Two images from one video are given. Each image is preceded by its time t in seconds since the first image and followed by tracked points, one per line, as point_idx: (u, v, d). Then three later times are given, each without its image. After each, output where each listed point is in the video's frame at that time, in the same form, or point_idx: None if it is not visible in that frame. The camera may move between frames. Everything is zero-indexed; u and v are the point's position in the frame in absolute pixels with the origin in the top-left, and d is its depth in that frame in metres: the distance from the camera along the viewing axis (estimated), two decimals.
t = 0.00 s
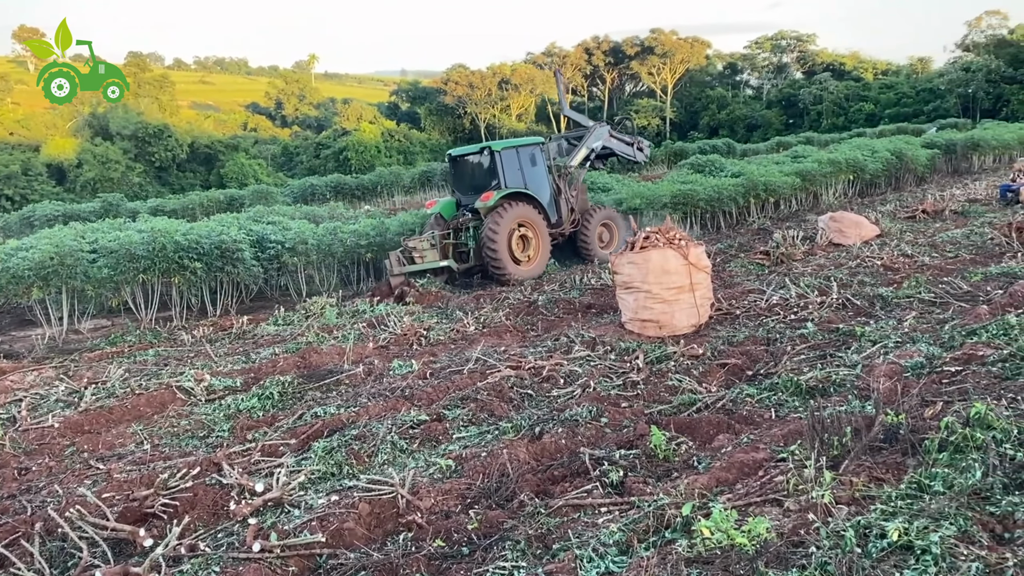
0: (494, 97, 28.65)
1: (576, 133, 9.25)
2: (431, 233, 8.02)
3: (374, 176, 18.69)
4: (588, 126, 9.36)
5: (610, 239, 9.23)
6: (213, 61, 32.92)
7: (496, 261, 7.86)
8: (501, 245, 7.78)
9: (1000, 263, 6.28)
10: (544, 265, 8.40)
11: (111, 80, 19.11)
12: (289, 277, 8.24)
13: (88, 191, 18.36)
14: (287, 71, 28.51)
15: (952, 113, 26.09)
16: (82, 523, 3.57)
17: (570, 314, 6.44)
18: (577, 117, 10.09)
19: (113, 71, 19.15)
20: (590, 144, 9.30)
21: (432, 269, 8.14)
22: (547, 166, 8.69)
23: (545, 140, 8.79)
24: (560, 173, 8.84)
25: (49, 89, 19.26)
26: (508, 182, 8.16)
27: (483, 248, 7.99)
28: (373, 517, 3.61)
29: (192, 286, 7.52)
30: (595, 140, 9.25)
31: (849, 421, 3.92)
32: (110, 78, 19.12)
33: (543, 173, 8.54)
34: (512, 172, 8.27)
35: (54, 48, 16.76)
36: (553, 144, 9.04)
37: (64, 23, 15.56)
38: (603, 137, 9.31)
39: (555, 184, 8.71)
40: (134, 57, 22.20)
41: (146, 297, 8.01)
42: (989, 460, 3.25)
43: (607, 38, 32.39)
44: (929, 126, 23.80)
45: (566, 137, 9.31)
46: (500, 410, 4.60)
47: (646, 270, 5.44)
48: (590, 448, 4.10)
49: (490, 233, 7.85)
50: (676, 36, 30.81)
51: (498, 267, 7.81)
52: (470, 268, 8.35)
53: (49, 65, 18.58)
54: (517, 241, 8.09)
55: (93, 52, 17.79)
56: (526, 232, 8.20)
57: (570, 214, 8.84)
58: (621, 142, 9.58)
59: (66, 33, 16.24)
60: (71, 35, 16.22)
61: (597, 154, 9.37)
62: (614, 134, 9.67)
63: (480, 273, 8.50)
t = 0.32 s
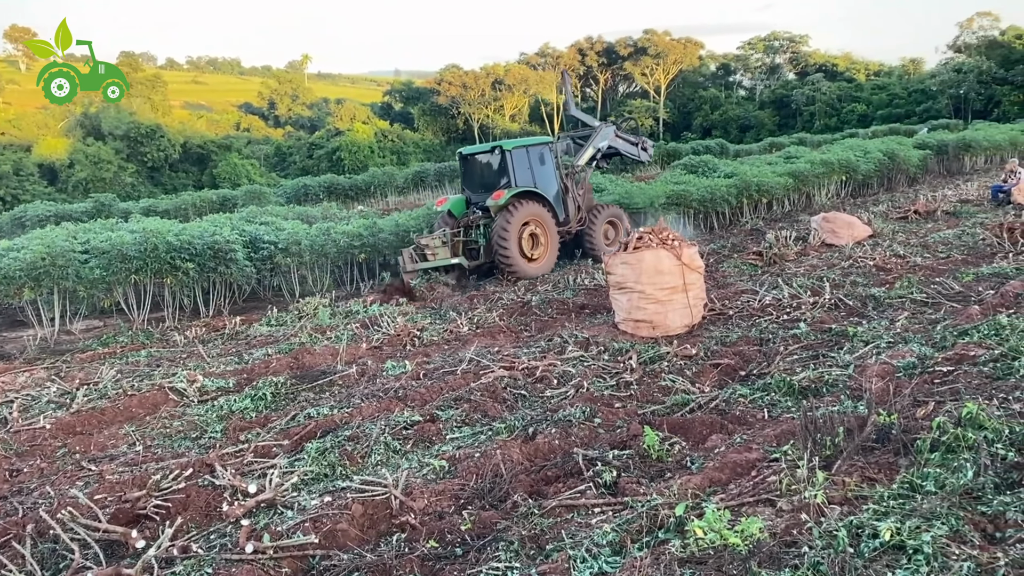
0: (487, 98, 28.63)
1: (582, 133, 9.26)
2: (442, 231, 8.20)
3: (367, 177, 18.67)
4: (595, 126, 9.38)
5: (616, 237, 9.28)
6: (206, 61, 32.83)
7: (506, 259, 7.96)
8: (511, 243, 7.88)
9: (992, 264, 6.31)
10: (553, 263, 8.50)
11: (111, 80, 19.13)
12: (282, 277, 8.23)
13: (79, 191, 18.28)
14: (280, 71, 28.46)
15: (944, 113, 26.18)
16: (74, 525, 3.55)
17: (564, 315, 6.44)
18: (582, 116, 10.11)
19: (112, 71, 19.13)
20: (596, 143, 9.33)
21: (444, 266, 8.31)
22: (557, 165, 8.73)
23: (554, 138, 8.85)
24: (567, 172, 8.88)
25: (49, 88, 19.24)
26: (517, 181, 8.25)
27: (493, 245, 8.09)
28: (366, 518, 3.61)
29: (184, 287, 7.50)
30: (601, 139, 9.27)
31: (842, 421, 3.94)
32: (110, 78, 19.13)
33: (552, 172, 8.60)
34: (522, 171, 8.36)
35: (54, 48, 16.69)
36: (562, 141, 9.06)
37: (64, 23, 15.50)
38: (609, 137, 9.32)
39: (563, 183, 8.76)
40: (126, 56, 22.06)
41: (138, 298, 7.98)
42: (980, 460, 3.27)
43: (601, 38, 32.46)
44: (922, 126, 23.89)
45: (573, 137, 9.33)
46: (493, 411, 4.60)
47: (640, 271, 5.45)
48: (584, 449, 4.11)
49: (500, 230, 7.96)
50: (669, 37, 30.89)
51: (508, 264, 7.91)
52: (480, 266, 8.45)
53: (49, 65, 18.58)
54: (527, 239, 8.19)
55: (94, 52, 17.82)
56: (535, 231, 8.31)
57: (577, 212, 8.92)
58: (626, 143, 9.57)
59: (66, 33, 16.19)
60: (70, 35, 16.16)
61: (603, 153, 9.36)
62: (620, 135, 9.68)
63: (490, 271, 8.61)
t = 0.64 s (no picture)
0: (481, 98, 28.60)
1: (590, 132, 9.48)
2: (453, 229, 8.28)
3: (361, 177, 18.65)
4: (601, 125, 9.58)
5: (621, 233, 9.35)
6: (199, 61, 32.82)
7: (517, 258, 8.02)
8: (523, 242, 7.94)
9: (983, 264, 6.33)
10: (561, 261, 8.59)
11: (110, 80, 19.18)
12: (275, 278, 8.20)
13: (72, 192, 18.22)
14: (273, 71, 28.41)
15: (936, 114, 26.26)
16: (66, 526, 3.54)
17: (558, 315, 6.44)
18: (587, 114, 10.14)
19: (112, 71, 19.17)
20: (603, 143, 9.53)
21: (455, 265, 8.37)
22: (565, 164, 8.83)
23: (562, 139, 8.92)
24: (575, 172, 8.95)
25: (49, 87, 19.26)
26: (528, 181, 8.31)
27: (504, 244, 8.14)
28: (359, 519, 3.60)
29: (177, 288, 7.48)
30: (608, 140, 9.48)
31: (835, 421, 3.95)
32: (110, 78, 19.18)
33: (560, 171, 8.70)
34: (532, 171, 8.42)
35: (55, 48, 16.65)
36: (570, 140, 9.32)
37: (65, 23, 15.43)
38: (615, 137, 9.53)
39: (571, 182, 8.85)
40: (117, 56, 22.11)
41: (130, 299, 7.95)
42: (972, 460, 3.29)
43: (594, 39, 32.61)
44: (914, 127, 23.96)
45: (580, 136, 9.55)
46: (487, 412, 4.60)
47: (633, 271, 5.45)
48: (577, 449, 4.11)
49: (512, 230, 8.02)
50: (663, 38, 30.95)
51: (519, 263, 7.98)
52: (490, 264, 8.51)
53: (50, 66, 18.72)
54: (537, 237, 8.26)
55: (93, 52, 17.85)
56: (543, 229, 8.39)
57: (584, 211, 8.99)
58: (632, 143, 9.76)
59: (65, 34, 16.21)
60: (70, 35, 16.12)
61: (610, 154, 9.58)
62: (626, 135, 9.88)
63: (499, 268, 8.66)
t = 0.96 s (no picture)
0: (474, 99, 28.58)
1: (597, 133, 9.44)
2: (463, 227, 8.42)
3: (353, 179, 18.63)
4: (608, 126, 9.51)
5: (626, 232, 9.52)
6: (191, 62, 32.80)
7: (525, 256, 8.17)
8: (530, 241, 8.09)
9: (973, 265, 6.35)
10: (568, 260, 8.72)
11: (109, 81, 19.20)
12: (267, 279, 8.18)
13: (62, 193, 18.13)
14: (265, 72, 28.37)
15: (927, 116, 26.38)
16: (56, 529, 3.52)
17: (550, 316, 6.45)
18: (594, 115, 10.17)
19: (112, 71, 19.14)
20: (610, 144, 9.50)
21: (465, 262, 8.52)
22: (572, 164, 8.97)
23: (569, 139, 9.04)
24: (582, 173, 9.11)
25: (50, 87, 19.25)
26: (537, 181, 8.46)
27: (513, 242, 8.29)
28: (351, 521, 3.59)
29: (168, 290, 7.46)
30: (615, 141, 9.43)
31: (826, 422, 3.97)
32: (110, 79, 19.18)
33: (568, 170, 8.84)
34: (541, 171, 8.57)
35: (55, 48, 16.57)
36: (576, 141, 9.30)
37: (65, 23, 15.33)
38: (622, 138, 9.49)
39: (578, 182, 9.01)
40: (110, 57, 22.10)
41: (121, 300, 7.91)
42: (962, 460, 3.32)
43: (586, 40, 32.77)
44: (904, 129, 24.07)
45: (587, 136, 9.49)
46: (479, 413, 4.60)
47: (625, 272, 5.45)
48: (569, 450, 4.12)
49: (520, 229, 8.17)
50: (655, 39, 31.27)
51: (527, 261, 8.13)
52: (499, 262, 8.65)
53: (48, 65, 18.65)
54: (544, 237, 8.41)
55: (92, 52, 17.83)
56: (551, 229, 8.53)
57: (590, 211, 9.16)
58: (637, 143, 9.73)
59: (65, 35, 16.22)
60: (70, 35, 16.04)
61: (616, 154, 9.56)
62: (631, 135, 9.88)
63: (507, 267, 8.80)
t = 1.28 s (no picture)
0: (464, 101, 28.56)
1: (599, 134, 9.53)
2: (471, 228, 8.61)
3: (343, 180, 18.59)
4: (611, 127, 9.59)
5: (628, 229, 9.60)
6: (180, 64, 32.75)
7: (529, 256, 8.25)
8: (535, 241, 8.17)
9: (960, 267, 6.38)
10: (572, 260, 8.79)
11: (109, 81, 19.16)
12: (257, 282, 8.14)
13: (50, 195, 18.02)
14: (254, 74, 28.31)
15: (914, 118, 26.57)
16: (43, 533, 3.50)
17: (540, 318, 6.46)
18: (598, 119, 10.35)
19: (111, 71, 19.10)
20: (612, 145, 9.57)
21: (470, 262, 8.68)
22: (575, 165, 9.04)
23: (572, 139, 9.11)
24: (585, 173, 9.19)
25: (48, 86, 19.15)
26: (541, 181, 8.53)
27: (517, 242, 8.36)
28: (341, 524, 3.58)
29: (157, 292, 7.42)
30: (617, 142, 9.49)
31: (814, 423, 3.98)
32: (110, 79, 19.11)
33: (571, 172, 8.92)
34: (544, 171, 8.65)
35: (56, 47, 16.44)
36: (579, 142, 9.39)
37: (65, 23, 15.19)
38: (624, 139, 9.56)
39: (581, 183, 9.08)
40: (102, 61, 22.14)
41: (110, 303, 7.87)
42: (950, 460, 3.35)
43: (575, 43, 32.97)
44: (892, 131, 24.23)
45: (589, 137, 9.58)
46: (468, 415, 4.59)
47: (615, 274, 5.46)
48: (559, 452, 4.12)
49: (524, 228, 8.24)
50: (645, 42, 31.23)
51: (531, 261, 8.20)
52: (503, 262, 8.72)
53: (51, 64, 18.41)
54: (548, 236, 8.47)
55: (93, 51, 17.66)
56: (555, 228, 8.60)
57: (593, 211, 9.22)
58: (639, 144, 9.77)
59: (65, 36, 16.18)
60: (70, 35, 15.91)
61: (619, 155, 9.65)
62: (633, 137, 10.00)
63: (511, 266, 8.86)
